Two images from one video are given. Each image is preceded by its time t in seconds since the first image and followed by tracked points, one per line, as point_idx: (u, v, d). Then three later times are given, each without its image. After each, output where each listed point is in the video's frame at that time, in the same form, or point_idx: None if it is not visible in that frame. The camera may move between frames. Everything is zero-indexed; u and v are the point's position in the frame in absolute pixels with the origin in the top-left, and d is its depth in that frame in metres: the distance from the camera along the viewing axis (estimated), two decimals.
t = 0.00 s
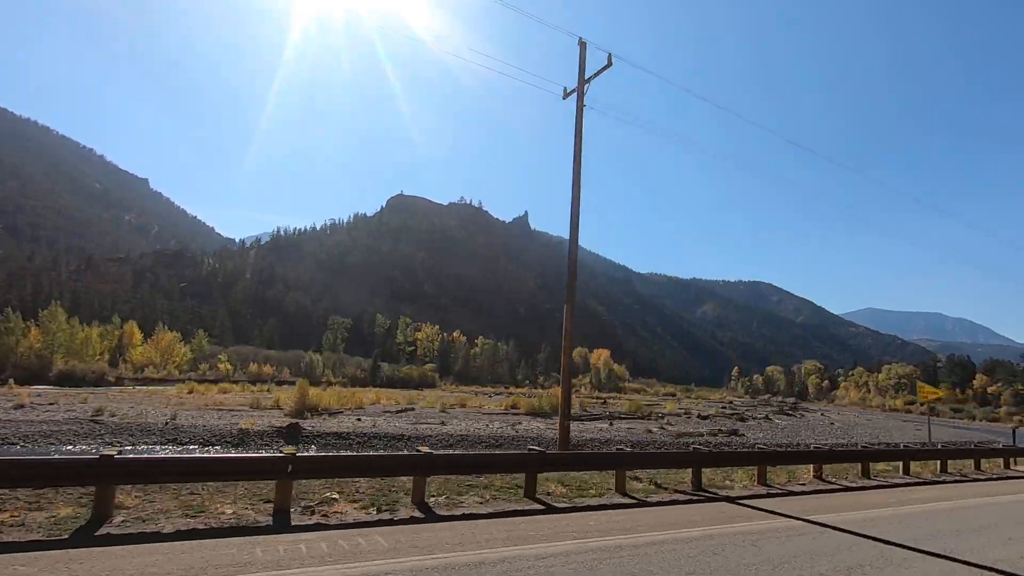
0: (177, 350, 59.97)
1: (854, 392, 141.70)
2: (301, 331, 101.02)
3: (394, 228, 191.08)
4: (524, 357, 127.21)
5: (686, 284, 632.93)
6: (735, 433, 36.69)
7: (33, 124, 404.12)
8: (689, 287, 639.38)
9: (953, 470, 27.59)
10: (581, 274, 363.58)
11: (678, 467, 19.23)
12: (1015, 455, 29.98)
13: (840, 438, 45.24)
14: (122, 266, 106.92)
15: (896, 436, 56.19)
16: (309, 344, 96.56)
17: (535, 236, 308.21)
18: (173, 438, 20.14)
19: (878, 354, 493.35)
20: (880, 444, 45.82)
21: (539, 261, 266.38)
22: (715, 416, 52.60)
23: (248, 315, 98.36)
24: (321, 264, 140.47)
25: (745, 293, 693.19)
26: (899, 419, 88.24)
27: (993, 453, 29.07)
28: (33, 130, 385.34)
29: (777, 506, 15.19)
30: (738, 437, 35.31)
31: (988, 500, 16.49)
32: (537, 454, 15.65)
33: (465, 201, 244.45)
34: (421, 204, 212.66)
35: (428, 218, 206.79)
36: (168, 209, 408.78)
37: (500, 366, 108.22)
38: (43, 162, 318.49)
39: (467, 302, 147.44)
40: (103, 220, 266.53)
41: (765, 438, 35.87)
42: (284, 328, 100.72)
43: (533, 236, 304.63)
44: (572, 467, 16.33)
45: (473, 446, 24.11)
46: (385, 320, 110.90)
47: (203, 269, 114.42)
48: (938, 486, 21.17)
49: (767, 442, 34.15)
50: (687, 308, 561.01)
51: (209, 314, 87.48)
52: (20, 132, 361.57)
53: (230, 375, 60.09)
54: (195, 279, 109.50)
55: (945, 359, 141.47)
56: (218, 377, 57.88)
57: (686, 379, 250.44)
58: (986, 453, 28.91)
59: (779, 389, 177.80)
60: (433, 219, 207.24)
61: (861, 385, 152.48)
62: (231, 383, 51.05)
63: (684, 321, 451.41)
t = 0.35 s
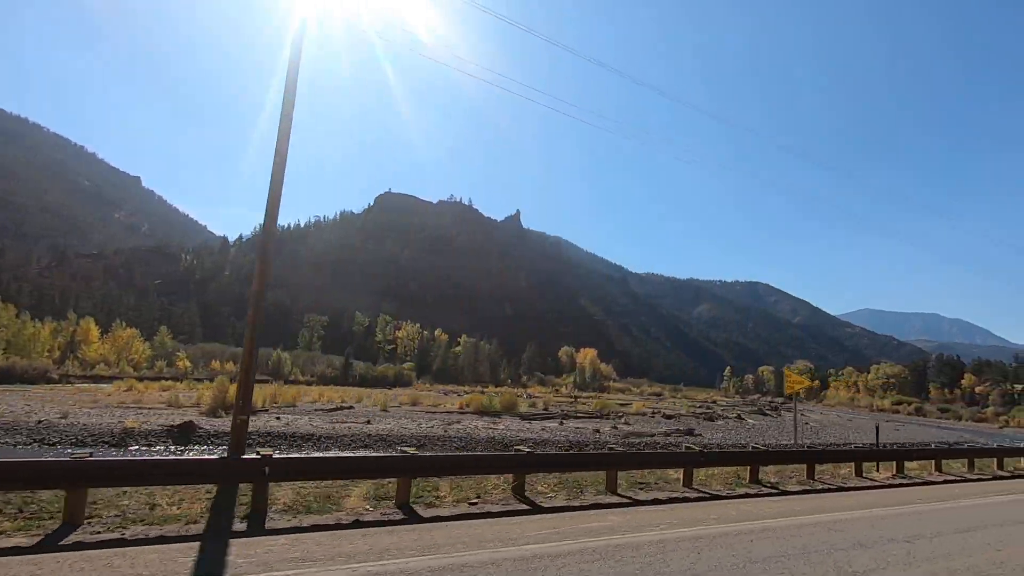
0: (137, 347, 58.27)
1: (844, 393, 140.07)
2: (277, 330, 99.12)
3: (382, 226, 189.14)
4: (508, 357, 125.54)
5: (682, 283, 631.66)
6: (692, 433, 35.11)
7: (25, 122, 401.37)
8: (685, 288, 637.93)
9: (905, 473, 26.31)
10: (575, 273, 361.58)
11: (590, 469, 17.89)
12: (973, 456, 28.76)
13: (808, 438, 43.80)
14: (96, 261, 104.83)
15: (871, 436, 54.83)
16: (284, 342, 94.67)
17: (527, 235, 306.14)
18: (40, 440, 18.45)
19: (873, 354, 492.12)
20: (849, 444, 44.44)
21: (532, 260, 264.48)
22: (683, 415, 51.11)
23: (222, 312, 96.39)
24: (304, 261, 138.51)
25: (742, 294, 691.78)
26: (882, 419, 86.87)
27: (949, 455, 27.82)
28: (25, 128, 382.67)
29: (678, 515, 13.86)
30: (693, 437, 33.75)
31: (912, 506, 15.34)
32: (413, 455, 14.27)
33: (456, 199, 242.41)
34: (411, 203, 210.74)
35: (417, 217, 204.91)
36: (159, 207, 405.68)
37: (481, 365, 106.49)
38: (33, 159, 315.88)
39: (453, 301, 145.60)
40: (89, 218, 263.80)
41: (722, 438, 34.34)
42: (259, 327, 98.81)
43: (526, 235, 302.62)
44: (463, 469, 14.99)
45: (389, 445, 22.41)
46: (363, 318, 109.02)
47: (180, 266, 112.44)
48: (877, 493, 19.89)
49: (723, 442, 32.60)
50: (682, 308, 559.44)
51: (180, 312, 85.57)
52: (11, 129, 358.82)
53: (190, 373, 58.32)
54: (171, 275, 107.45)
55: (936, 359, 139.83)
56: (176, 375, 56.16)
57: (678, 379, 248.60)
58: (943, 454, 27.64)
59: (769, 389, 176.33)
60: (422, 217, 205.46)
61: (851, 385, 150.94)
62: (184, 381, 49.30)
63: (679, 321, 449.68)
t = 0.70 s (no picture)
0: (93, 344, 56.55)
1: (832, 393, 138.62)
2: (253, 328, 97.33)
3: (369, 224, 187.38)
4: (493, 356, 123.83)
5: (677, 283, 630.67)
6: (647, 433, 33.43)
7: (15, 119, 397.77)
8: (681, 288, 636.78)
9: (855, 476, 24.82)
10: (569, 273, 359.91)
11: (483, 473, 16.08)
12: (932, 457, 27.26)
13: (775, 437, 42.22)
14: (68, 258, 102.86)
15: (847, 436, 53.33)
16: (259, 341, 93.22)
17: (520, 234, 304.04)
18: None
19: (868, 354, 491.52)
20: (818, 443, 42.90)
21: (523, 259, 262.64)
22: (651, 415, 49.50)
23: (194, 311, 94.53)
24: (285, 258, 136.63)
25: (738, 294, 690.65)
26: (866, 419, 85.51)
27: (905, 456, 26.31)
28: (15, 125, 379.40)
29: (558, 525, 12.30)
30: (646, 437, 32.07)
31: (832, 522, 13.70)
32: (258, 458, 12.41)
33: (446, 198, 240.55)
34: (399, 201, 208.83)
35: (406, 215, 203.19)
36: (151, 205, 402.90)
37: (463, 365, 104.84)
38: (22, 157, 312.95)
39: (438, 300, 144.01)
40: (78, 217, 261.33)
41: (677, 438, 32.67)
42: (235, 325, 96.93)
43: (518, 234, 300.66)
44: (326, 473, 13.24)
45: (290, 447, 20.70)
46: (343, 316, 107.23)
47: (157, 263, 110.55)
48: (811, 497, 18.41)
49: (675, 443, 30.92)
50: (678, 308, 558.21)
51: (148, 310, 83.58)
52: None
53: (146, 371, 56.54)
54: (145, 272, 105.44)
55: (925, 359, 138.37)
56: (130, 373, 54.43)
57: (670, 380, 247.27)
58: (899, 455, 26.13)
59: (760, 389, 174.83)
60: (411, 215, 203.74)
61: (840, 385, 149.48)
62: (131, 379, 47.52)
63: (674, 321, 448.34)
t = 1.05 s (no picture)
0: (45, 341, 54.63)
1: (822, 393, 137.11)
2: (228, 326, 95.37)
3: (357, 222, 185.49)
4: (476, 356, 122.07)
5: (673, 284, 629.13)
6: (596, 434, 31.52)
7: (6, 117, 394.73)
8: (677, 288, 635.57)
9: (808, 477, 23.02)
10: (563, 272, 358.42)
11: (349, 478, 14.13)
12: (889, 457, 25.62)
13: (740, 438, 40.48)
14: (40, 254, 100.76)
15: (821, 437, 51.68)
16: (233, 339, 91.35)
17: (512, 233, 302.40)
18: None
19: (863, 354, 490.69)
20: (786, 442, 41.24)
21: (515, 258, 261.08)
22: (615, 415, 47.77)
23: (167, 309, 92.56)
24: (268, 256, 134.82)
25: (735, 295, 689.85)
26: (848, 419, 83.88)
27: (863, 457, 24.50)
28: (6, 122, 376.37)
29: (411, 534, 10.53)
30: (594, 437, 30.21)
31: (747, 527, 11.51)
32: (41, 466, 10.54)
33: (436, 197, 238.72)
34: (388, 199, 207.12)
35: (395, 213, 201.20)
36: (143, 202, 399.61)
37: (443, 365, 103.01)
38: (11, 155, 310.29)
39: (423, 299, 142.32)
40: (66, 215, 258.67)
41: (628, 439, 30.84)
42: (209, 324, 94.97)
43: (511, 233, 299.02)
44: (133, 481, 11.14)
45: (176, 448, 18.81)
46: (322, 314, 105.16)
47: (133, 260, 108.39)
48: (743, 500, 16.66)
49: (623, 443, 29.00)
50: (673, 308, 556.63)
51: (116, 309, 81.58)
52: None
53: (100, 368, 54.63)
54: (120, 270, 103.42)
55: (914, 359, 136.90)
56: (81, 370, 52.49)
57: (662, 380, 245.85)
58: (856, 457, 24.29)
59: (749, 390, 173.30)
60: (399, 214, 201.90)
61: (830, 385, 147.98)
62: (75, 376, 45.62)
63: (669, 321, 447.07)
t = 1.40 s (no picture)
0: None
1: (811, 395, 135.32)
2: (203, 325, 93.80)
3: (346, 220, 183.94)
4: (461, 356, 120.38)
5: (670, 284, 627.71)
6: (539, 433, 29.89)
7: None
8: (675, 288, 634.23)
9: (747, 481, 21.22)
10: (557, 272, 356.91)
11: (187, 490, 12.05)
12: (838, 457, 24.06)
13: (702, 437, 38.87)
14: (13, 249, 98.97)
15: (795, 438, 50.12)
16: (208, 337, 89.94)
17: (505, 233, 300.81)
18: None
19: (860, 355, 488.97)
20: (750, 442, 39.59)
21: (507, 258, 259.79)
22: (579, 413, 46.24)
23: (139, 307, 90.86)
24: (251, 253, 133.11)
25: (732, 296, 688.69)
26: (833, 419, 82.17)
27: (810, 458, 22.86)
28: None
29: (208, 549, 8.96)
30: (535, 436, 28.58)
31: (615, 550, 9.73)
32: None
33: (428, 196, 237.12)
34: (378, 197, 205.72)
35: (384, 211, 199.53)
36: (136, 201, 397.56)
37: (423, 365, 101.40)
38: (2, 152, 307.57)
39: (408, 297, 141.08)
40: (55, 214, 256.10)
41: (572, 438, 29.23)
42: (184, 322, 93.51)
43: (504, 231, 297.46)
44: None
45: (40, 451, 17.06)
46: (300, 312, 103.51)
47: (109, 257, 106.76)
48: (653, 508, 15.04)
49: (562, 443, 27.33)
50: (670, 309, 555.17)
51: (85, 307, 79.93)
52: None
53: (52, 366, 52.89)
54: (96, 266, 101.73)
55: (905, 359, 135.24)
56: (31, 367, 50.75)
57: (654, 381, 244.27)
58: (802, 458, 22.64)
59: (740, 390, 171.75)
60: (389, 212, 200.12)
61: (820, 385, 146.21)
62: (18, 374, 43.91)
63: (665, 321, 445.56)
